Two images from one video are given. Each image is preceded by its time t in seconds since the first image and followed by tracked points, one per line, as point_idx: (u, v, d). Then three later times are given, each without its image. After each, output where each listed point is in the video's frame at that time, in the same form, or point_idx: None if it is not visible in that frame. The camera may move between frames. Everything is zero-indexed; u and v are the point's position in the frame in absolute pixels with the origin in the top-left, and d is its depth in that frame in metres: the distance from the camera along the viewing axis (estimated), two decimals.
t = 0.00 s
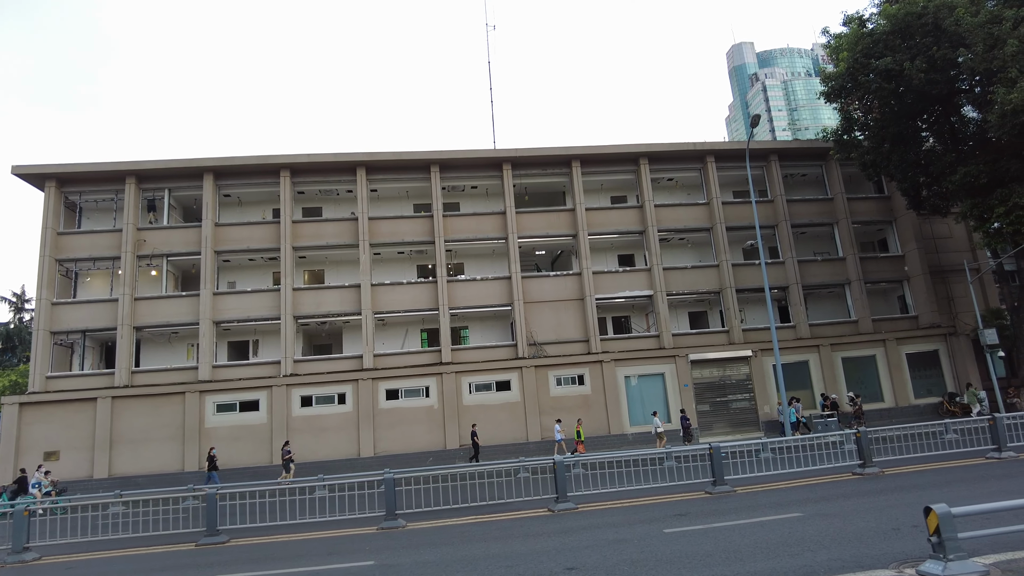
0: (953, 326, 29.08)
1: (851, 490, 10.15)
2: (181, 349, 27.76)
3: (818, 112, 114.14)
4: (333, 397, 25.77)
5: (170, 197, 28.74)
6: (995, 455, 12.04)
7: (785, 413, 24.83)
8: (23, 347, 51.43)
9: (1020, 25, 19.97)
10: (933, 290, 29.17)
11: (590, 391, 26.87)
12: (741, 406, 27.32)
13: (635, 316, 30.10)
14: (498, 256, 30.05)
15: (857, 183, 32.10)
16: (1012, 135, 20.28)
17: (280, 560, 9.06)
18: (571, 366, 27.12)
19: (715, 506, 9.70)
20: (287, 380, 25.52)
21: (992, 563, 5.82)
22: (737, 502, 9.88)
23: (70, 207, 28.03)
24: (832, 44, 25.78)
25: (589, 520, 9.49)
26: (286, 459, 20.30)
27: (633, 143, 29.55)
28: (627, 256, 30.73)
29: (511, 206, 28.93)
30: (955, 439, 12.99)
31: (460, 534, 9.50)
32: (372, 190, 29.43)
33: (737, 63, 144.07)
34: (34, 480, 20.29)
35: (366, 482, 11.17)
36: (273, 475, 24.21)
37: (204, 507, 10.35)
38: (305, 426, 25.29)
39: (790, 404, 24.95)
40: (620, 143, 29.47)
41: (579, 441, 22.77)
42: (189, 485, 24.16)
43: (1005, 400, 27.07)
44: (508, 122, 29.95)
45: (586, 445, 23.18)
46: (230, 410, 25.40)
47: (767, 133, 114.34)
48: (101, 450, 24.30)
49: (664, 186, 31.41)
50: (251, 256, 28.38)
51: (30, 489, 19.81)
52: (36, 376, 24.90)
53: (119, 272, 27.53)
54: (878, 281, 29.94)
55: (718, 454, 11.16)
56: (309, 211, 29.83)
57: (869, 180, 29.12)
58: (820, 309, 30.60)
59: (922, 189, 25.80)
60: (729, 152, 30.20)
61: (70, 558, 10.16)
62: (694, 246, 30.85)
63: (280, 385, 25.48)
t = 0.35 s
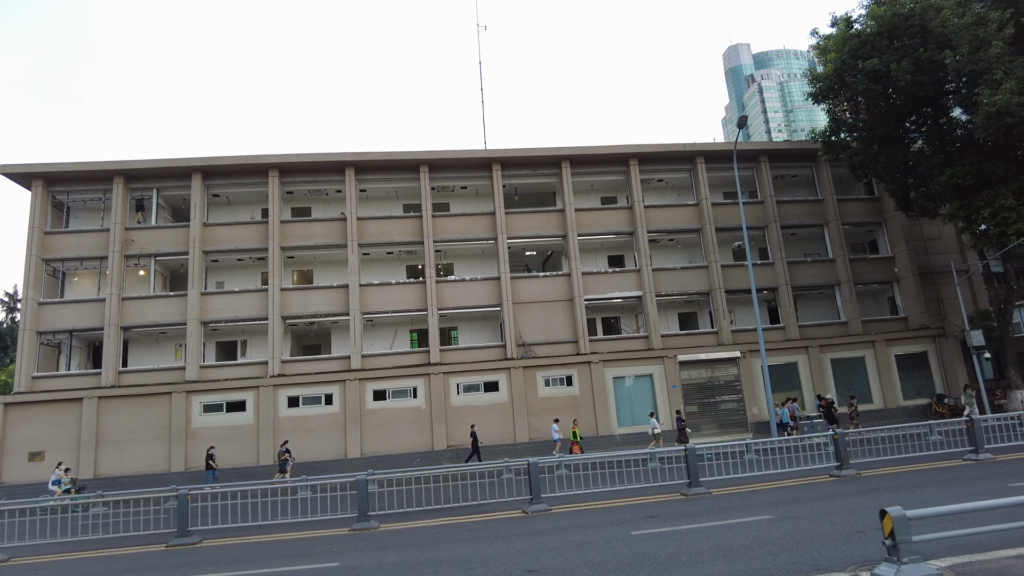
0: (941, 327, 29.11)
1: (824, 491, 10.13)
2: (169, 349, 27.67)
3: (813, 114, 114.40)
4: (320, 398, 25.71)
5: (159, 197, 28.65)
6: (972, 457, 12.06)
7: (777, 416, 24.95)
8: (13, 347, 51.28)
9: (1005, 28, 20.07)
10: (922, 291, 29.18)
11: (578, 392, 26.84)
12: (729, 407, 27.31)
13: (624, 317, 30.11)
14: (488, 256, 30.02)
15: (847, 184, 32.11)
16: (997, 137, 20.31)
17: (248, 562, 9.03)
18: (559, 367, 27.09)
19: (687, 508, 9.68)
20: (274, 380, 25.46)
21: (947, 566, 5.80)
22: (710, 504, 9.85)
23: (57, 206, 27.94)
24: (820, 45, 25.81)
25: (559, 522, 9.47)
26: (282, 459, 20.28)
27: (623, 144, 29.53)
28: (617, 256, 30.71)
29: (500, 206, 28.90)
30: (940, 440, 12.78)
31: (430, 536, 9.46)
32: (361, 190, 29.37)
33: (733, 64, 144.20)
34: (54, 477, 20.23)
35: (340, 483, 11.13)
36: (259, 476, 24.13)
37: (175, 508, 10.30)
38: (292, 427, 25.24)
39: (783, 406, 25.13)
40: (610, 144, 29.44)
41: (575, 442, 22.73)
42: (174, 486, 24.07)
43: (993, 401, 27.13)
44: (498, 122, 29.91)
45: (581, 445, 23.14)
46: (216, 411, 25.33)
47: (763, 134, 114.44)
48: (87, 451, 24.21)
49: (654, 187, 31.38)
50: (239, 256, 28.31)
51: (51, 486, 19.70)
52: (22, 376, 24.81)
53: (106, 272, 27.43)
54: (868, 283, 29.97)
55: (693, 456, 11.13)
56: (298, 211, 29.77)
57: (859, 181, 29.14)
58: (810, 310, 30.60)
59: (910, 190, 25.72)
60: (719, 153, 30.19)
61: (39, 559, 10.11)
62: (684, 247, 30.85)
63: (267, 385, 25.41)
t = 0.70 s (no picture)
0: (932, 330, 29.10)
1: (799, 497, 10.12)
2: (159, 352, 27.63)
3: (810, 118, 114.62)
4: (309, 401, 25.69)
5: (149, 199, 28.62)
6: (952, 462, 12.05)
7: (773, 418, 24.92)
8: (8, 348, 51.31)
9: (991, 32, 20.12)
10: (913, 295, 29.18)
11: (568, 395, 26.81)
12: (719, 411, 27.29)
13: (615, 320, 30.11)
14: (479, 259, 30.01)
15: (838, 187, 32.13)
16: (983, 140, 20.34)
17: (218, 568, 9.00)
18: (549, 370, 27.07)
19: (660, 514, 9.66)
20: (263, 383, 25.43)
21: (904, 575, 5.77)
22: (683, 510, 9.83)
23: (47, 209, 27.91)
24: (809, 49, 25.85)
25: (532, 528, 9.45)
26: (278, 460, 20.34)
27: (613, 147, 29.54)
28: (608, 259, 30.72)
29: (490, 209, 28.89)
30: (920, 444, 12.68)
31: (402, 542, 9.44)
32: (352, 193, 29.36)
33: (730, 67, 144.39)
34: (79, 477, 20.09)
35: (316, 488, 11.12)
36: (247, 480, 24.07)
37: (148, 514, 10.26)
38: (280, 430, 25.20)
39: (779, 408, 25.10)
40: (601, 147, 29.44)
41: (575, 445, 22.69)
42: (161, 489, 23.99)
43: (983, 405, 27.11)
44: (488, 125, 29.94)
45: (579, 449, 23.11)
46: (205, 414, 25.29)
47: (760, 136, 114.51)
48: (74, 454, 24.15)
49: (645, 190, 31.39)
50: (229, 259, 28.30)
51: (74, 485, 19.48)
52: (10, 378, 24.77)
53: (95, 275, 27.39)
54: (859, 286, 29.97)
55: (669, 461, 11.12)
56: (288, 214, 29.75)
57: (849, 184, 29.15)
58: (801, 313, 30.60)
59: (900, 194, 25.76)
60: (710, 156, 30.21)
61: (11, 565, 10.08)
62: (675, 250, 30.87)
63: (255, 388, 25.38)
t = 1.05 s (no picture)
0: (924, 330, 29.04)
1: (774, 499, 10.03)
2: (148, 352, 27.53)
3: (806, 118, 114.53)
4: (297, 401, 25.61)
5: (138, 199, 28.52)
6: (932, 463, 12.00)
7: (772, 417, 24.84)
8: None
9: (979, 31, 20.09)
10: (904, 295, 29.11)
11: (557, 395, 26.73)
12: (709, 410, 27.21)
13: (606, 320, 30.04)
14: (469, 259, 29.91)
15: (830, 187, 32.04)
16: (971, 139, 20.28)
17: (185, 570, 8.94)
18: (539, 370, 27.00)
19: (633, 516, 9.58)
20: (251, 383, 25.35)
21: None
22: (657, 511, 9.76)
23: (35, 208, 27.81)
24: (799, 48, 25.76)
25: (503, 530, 9.37)
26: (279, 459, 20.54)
27: (604, 147, 29.47)
28: (599, 259, 30.63)
29: (480, 209, 28.80)
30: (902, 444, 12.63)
31: (372, 544, 9.37)
32: (342, 192, 29.26)
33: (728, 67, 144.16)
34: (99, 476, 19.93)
35: (289, 489, 11.03)
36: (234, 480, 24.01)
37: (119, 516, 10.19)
38: (268, 431, 25.13)
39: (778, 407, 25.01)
40: (591, 147, 29.37)
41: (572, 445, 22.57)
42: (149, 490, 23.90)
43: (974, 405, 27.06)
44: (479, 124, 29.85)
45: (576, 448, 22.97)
46: (193, 414, 25.19)
47: (757, 136, 114.42)
48: (61, 454, 24.06)
49: (637, 190, 31.29)
50: (219, 259, 28.20)
51: (95, 483, 19.58)
52: None
53: (84, 275, 27.29)
54: (850, 286, 29.90)
55: (646, 462, 11.04)
56: (278, 213, 29.66)
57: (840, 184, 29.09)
58: (793, 313, 30.49)
59: (890, 193, 25.69)
60: (701, 156, 30.13)
61: None
62: (666, 249, 30.80)
63: (243, 388, 25.30)
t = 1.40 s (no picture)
0: (911, 331, 29.09)
1: (746, 502, 10.00)
2: (134, 352, 27.40)
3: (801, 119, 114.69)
4: (283, 402, 25.54)
5: (125, 198, 28.38)
6: (907, 465, 12.04)
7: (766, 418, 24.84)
8: None
9: (964, 33, 20.12)
10: (892, 296, 29.14)
11: (544, 396, 26.70)
12: (697, 411, 27.21)
13: (595, 320, 30.01)
14: (458, 259, 29.85)
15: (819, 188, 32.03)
16: (956, 140, 20.29)
17: (149, 573, 8.87)
18: (526, 371, 26.95)
19: (603, 519, 9.55)
20: (236, 383, 25.26)
21: None
22: (627, 514, 9.72)
23: (20, 207, 27.65)
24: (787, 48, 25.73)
25: (471, 533, 9.33)
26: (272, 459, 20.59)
27: (593, 147, 29.44)
28: (588, 260, 30.59)
29: (469, 209, 28.74)
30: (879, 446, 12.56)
31: (340, 547, 9.32)
32: (329, 192, 29.17)
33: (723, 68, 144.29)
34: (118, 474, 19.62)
35: (261, 491, 10.97)
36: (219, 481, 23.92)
37: (86, 518, 10.11)
38: (253, 431, 25.04)
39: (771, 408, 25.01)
40: (580, 147, 29.34)
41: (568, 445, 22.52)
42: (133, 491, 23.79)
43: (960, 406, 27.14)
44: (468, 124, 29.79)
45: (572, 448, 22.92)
46: (178, 414, 25.08)
47: (752, 136, 114.59)
48: (44, 455, 23.95)
49: (626, 190, 31.25)
50: (206, 259, 28.09)
51: (115, 481, 18.91)
52: None
53: (69, 274, 27.14)
54: (838, 286, 29.91)
55: (619, 464, 11.00)
56: (266, 212, 29.57)
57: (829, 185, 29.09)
58: (782, 314, 30.47)
59: (878, 195, 25.69)
60: (690, 157, 30.11)
61: None
62: (655, 250, 30.78)
63: (229, 389, 25.21)
